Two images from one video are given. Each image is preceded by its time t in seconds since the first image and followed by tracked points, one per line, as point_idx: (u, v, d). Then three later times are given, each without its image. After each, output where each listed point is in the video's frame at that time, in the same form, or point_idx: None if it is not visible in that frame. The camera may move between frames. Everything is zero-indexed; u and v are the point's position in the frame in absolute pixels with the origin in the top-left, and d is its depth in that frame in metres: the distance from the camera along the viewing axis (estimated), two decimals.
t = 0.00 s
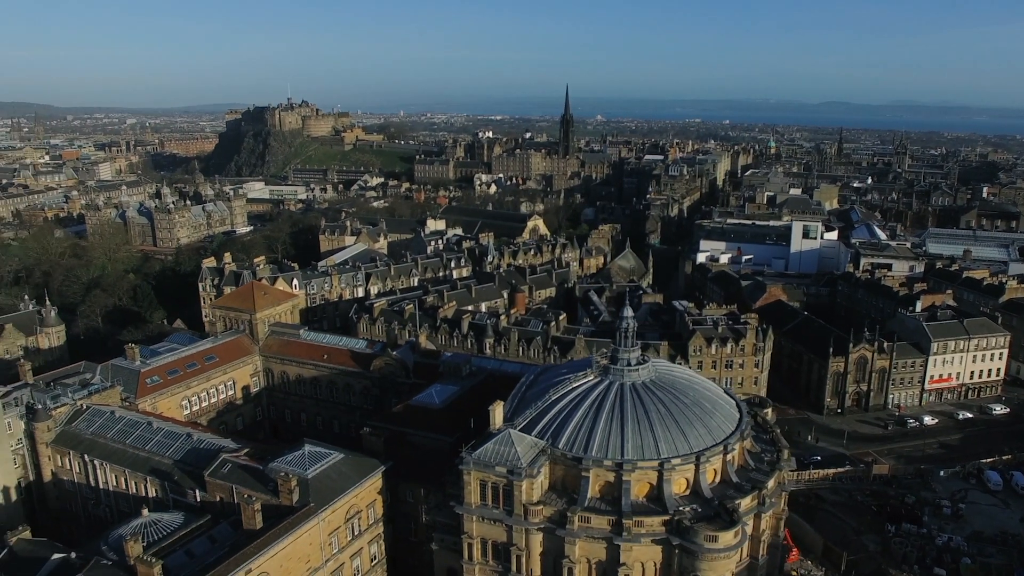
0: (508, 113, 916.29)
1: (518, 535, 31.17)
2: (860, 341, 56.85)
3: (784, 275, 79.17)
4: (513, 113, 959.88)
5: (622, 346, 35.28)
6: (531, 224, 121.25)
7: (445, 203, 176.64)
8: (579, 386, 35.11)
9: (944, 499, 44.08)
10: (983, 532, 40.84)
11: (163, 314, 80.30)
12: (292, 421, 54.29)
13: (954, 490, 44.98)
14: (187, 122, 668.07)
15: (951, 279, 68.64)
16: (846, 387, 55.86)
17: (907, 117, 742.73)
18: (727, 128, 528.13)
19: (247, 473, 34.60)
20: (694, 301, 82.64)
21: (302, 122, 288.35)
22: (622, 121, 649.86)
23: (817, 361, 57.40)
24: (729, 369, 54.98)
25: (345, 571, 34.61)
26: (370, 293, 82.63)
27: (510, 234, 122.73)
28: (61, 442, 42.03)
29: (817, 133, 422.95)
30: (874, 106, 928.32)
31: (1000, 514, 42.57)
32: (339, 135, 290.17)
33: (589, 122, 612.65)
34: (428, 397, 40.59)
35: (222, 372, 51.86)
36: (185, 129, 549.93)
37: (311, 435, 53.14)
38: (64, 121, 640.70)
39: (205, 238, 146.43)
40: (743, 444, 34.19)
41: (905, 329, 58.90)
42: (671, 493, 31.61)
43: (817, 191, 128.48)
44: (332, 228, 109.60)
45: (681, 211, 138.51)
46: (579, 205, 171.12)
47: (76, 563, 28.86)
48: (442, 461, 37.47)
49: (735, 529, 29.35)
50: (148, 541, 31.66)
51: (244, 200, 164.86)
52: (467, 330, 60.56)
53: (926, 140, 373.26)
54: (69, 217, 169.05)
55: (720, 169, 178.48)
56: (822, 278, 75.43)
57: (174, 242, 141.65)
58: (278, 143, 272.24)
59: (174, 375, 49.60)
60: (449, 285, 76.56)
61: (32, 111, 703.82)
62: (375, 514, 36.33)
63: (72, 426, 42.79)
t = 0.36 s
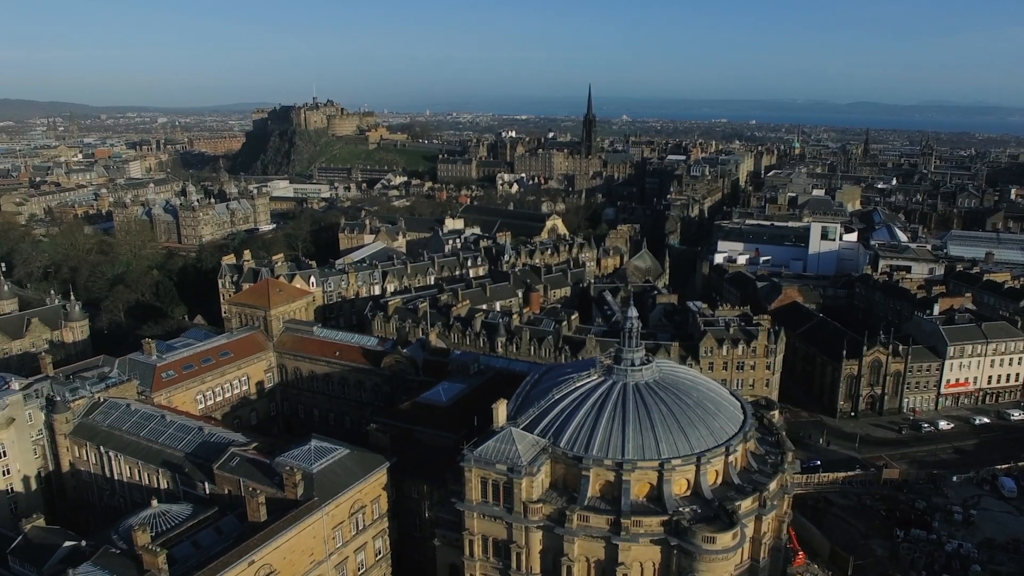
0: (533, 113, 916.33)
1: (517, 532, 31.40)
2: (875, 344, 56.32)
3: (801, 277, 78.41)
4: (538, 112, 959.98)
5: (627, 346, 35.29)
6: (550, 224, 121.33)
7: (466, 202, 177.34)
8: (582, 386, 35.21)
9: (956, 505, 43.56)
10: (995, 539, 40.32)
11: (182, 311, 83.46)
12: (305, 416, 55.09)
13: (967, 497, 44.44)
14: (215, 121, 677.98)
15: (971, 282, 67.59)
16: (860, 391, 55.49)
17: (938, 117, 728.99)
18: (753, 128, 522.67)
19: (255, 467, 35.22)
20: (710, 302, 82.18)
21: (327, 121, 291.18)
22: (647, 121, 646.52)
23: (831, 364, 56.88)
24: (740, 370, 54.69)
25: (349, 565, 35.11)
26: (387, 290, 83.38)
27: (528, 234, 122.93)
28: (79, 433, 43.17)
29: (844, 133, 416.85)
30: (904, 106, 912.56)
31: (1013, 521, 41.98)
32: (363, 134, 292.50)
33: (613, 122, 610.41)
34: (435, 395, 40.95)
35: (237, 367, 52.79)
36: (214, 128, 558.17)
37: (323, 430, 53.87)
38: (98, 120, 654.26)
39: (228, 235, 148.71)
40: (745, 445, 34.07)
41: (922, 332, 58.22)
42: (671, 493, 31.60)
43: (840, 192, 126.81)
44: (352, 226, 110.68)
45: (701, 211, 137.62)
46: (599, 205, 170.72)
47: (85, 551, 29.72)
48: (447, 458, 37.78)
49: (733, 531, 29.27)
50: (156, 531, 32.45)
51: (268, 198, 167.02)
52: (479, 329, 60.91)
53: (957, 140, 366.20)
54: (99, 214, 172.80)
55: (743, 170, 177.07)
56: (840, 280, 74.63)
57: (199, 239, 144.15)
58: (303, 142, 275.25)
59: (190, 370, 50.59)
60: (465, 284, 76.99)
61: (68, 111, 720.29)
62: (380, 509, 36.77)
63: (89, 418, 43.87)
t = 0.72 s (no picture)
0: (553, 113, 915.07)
1: (514, 530, 31.60)
2: (886, 347, 55.81)
3: (815, 279, 77.78)
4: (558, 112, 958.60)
5: (627, 346, 35.33)
6: (565, 224, 121.33)
7: (483, 202, 177.84)
8: (582, 386, 35.30)
9: (964, 511, 43.14)
10: (1002, 546, 39.93)
11: (199, 307, 83.73)
12: (315, 413, 55.75)
13: (975, 502, 44.00)
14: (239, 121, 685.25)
15: (987, 285, 66.74)
16: (870, 394, 54.94)
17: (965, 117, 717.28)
18: (775, 128, 517.81)
19: (258, 462, 35.78)
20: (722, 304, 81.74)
21: (348, 121, 293.46)
22: (668, 121, 643.46)
23: (842, 366, 56.43)
24: (748, 372, 54.45)
25: (349, 560, 35.57)
26: (399, 289, 84.03)
27: (543, 234, 123.00)
28: (91, 427, 44.06)
29: (867, 134, 412.03)
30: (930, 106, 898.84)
31: (1021, 528, 41.50)
32: (383, 133, 294.44)
33: (634, 122, 608.08)
34: (439, 393, 41.27)
35: (247, 364, 53.58)
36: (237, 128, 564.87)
37: (332, 427, 54.52)
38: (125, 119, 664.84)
39: (247, 234, 150.53)
40: (745, 447, 33.97)
41: (934, 336, 57.59)
42: (668, 494, 31.60)
43: (858, 193, 125.47)
44: (367, 225, 111.64)
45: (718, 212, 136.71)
46: (617, 205, 170.34)
47: (90, 542, 30.42)
48: (449, 456, 38.06)
49: (728, 533, 29.25)
50: (161, 523, 33.12)
51: (286, 197, 168.70)
52: (488, 328, 61.24)
53: (982, 141, 360.52)
54: (122, 211, 175.84)
55: (762, 171, 175.69)
56: (854, 282, 73.98)
57: (218, 237, 146.16)
58: (324, 141, 277.69)
59: (201, 366, 51.43)
60: (476, 283, 77.40)
61: (96, 110, 732.80)
62: (381, 505, 37.18)
63: (102, 412, 44.75)
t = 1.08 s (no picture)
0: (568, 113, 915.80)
1: (508, 529, 31.77)
2: (892, 348, 55.38)
3: (823, 280, 77.29)
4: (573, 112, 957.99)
5: (624, 346, 35.39)
6: (574, 224, 121.33)
7: (494, 202, 178.19)
8: (579, 385, 35.41)
9: (967, 515, 42.75)
10: (1004, 550, 39.57)
11: (210, 305, 85.04)
12: (319, 410, 56.20)
13: (978, 506, 43.65)
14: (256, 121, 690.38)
15: (997, 287, 66.00)
16: (875, 396, 54.63)
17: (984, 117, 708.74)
18: (791, 128, 514.31)
19: (258, 458, 36.19)
20: (730, 305, 81.37)
21: (363, 120, 295.18)
22: (683, 121, 640.96)
23: (847, 368, 56.09)
24: (751, 373, 54.21)
25: (346, 556, 35.87)
26: (407, 288, 84.40)
27: (553, 234, 123.01)
28: (97, 422, 44.66)
29: (883, 135, 409.32)
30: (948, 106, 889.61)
31: None
32: (397, 133, 295.68)
33: (649, 123, 606.17)
34: (439, 391, 41.51)
35: (252, 362, 54.13)
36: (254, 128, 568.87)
37: (336, 425, 54.95)
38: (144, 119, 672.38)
39: (260, 233, 151.76)
40: (741, 448, 33.90)
41: (941, 338, 57.19)
42: (662, 494, 31.60)
43: (871, 194, 124.42)
44: (377, 225, 112.25)
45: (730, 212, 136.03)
46: (628, 205, 170.02)
47: (90, 535, 30.90)
48: (447, 454, 38.27)
49: (721, 534, 29.20)
50: (161, 517, 33.59)
51: (299, 197, 169.80)
52: (492, 327, 61.38)
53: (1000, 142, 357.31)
54: (138, 210, 177.84)
55: (775, 171, 174.64)
56: (862, 283, 73.46)
57: (231, 236, 147.56)
58: (339, 141, 279.30)
59: (206, 363, 52.05)
60: (483, 283, 77.61)
61: (117, 110, 742.41)
62: (379, 503, 37.46)
63: (108, 408, 45.34)
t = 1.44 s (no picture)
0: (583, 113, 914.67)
1: (500, 528, 31.91)
2: (896, 351, 54.93)
3: (831, 281, 76.68)
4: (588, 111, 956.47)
5: (619, 346, 35.44)
6: (584, 224, 121.26)
7: (505, 202, 178.46)
8: (574, 385, 35.50)
9: (968, 519, 42.41)
10: (1005, 555, 39.22)
11: (220, 303, 86.01)
12: (323, 408, 56.59)
13: (980, 511, 43.27)
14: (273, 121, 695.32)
15: (1007, 289, 65.24)
16: (879, 399, 54.26)
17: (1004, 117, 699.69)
18: (807, 129, 510.46)
19: (256, 455, 36.56)
20: (737, 306, 80.92)
21: (377, 120, 296.66)
22: (698, 121, 638.26)
23: (851, 370, 55.76)
24: (753, 374, 53.95)
25: (342, 553, 36.22)
26: (413, 287, 84.74)
27: (562, 234, 122.94)
28: (102, 418, 45.27)
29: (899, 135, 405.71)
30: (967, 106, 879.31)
31: None
32: (411, 133, 296.76)
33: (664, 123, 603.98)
34: (438, 390, 41.72)
35: (256, 359, 54.67)
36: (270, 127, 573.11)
37: (339, 423, 55.32)
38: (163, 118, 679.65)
39: (272, 232, 152.96)
40: (735, 450, 33.82)
41: (948, 340, 56.66)
42: (654, 495, 31.61)
43: (884, 195, 123.26)
44: (386, 224, 112.87)
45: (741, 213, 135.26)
46: (640, 205, 169.62)
47: (89, 529, 31.44)
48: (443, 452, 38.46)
49: (711, 535, 29.18)
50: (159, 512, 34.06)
51: (311, 196, 170.95)
52: (496, 327, 61.54)
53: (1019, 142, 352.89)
54: (153, 209, 179.98)
55: (789, 171, 173.43)
56: (871, 285, 72.89)
57: (244, 234, 148.86)
58: (353, 140, 280.77)
59: (211, 360, 52.63)
60: (489, 283, 77.79)
61: (137, 109, 750.64)
62: (375, 500, 37.78)
63: (113, 404, 45.98)
